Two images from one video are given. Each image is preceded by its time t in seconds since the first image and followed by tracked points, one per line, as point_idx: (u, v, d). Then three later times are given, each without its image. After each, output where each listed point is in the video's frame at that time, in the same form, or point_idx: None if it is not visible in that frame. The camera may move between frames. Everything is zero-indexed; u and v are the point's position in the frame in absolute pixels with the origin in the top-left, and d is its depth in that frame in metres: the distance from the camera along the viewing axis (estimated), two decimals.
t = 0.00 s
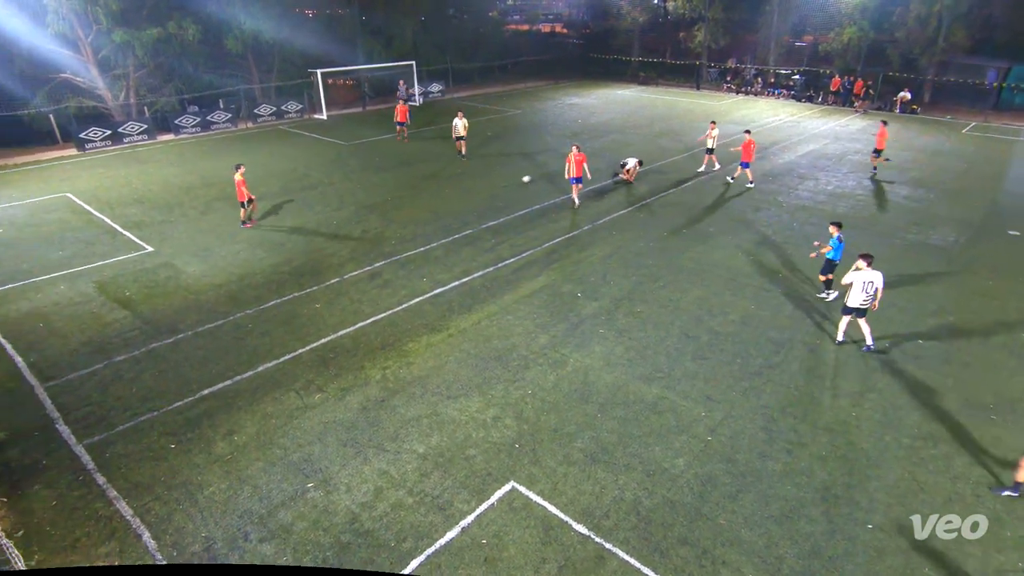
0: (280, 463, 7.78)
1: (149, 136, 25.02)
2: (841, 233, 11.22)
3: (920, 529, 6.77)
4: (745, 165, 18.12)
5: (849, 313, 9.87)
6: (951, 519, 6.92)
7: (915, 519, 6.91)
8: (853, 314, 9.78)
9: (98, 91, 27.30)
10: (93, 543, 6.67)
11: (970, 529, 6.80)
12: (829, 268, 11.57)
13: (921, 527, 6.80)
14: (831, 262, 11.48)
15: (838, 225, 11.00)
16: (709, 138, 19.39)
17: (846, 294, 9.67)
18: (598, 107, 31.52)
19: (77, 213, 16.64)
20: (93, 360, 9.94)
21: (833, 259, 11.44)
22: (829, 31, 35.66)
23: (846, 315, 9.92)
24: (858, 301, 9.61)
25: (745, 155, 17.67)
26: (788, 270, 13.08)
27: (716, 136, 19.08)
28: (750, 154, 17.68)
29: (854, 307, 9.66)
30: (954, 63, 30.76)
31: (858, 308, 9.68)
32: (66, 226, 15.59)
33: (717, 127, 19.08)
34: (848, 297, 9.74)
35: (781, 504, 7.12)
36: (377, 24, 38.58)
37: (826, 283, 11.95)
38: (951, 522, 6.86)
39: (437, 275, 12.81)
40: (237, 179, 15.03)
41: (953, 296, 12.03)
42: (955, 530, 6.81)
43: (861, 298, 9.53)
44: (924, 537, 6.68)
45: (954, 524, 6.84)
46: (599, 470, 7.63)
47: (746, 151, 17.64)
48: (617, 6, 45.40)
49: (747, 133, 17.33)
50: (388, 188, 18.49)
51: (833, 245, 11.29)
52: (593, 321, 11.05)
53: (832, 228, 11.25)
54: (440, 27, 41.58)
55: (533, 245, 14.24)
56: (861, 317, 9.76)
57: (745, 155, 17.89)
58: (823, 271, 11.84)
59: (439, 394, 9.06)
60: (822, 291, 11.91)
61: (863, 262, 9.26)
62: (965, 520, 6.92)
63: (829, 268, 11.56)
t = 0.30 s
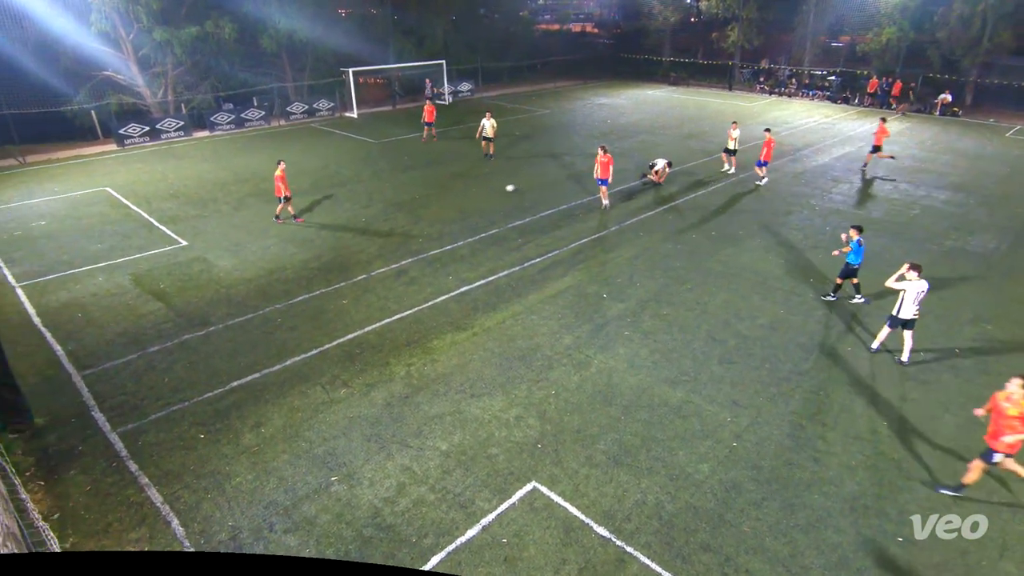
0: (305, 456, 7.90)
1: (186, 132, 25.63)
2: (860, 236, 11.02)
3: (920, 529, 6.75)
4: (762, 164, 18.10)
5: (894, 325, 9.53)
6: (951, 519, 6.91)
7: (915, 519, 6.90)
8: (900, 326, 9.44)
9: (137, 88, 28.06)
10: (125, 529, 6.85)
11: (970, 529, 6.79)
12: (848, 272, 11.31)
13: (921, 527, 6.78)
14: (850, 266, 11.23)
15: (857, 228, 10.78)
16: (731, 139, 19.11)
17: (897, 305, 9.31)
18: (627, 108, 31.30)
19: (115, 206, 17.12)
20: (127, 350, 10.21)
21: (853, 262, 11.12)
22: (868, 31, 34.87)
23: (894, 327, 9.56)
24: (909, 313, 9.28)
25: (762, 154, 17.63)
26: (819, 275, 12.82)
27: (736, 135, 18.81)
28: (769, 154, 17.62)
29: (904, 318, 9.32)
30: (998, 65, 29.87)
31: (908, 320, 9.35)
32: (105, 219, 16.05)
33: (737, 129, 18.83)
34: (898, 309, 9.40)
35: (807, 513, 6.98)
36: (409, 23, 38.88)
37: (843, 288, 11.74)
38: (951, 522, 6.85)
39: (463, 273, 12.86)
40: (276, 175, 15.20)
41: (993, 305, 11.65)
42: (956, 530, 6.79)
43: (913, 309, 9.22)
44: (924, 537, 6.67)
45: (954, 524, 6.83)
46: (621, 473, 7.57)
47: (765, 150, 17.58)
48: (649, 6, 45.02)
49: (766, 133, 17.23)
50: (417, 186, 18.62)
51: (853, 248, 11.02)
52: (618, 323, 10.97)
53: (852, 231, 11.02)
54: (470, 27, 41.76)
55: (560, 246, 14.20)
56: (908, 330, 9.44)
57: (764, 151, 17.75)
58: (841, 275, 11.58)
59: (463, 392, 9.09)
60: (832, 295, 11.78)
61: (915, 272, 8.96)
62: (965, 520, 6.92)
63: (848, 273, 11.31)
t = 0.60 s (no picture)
0: (330, 450, 8.00)
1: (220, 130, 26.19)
2: (881, 239, 10.68)
3: (920, 529, 6.75)
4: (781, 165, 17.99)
5: (935, 336, 9.22)
6: (951, 519, 6.90)
7: (915, 518, 6.89)
8: (943, 338, 9.16)
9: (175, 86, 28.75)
10: (155, 516, 7.02)
11: (970, 529, 6.78)
12: (866, 276, 11.10)
13: (921, 526, 6.78)
14: (868, 269, 11.00)
15: (878, 232, 10.48)
16: (749, 140, 18.77)
17: (943, 313, 9.01)
18: (657, 109, 31.01)
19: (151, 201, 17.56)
20: (161, 342, 10.47)
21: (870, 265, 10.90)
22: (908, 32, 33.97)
23: (933, 339, 9.23)
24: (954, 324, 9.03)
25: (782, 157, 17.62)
26: (852, 281, 12.53)
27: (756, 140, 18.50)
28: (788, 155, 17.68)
29: (948, 330, 9.06)
30: None
31: (953, 331, 9.08)
32: (141, 213, 16.48)
33: (757, 130, 18.56)
34: (941, 320, 9.11)
35: (834, 524, 6.84)
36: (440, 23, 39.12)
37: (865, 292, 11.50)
38: (951, 522, 6.84)
39: (488, 273, 12.87)
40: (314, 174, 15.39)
41: None
42: (955, 530, 6.78)
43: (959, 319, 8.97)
44: (924, 537, 6.66)
45: (954, 524, 6.82)
46: (644, 477, 7.50)
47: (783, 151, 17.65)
48: (681, 6, 44.54)
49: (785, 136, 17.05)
50: (444, 185, 18.71)
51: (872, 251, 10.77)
52: (643, 326, 10.87)
53: (872, 235, 10.69)
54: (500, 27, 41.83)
55: (586, 247, 14.12)
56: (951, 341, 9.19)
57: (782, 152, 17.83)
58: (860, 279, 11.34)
59: (486, 392, 9.10)
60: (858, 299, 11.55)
61: (962, 279, 8.76)
62: (965, 520, 6.91)
63: (867, 276, 11.09)
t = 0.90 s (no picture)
0: (354, 445, 8.09)
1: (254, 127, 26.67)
2: (901, 243, 10.68)
3: (920, 528, 6.78)
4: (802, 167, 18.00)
5: (973, 349, 8.93)
6: (951, 519, 6.90)
7: (915, 519, 6.92)
8: (979, 350, 8.87)
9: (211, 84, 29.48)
10: (184, 504, 7.20)
11: (970, 529, 6.78)
12: (887, 281, 10.99)
13: (920, 526, 6.81)
14: (889, 274, 10.91)
15: (897, 235, 10.49)
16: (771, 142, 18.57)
17: (979, 325, 8.75)
18: (687, 111, 30.66)
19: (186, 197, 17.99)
20: (193, 334, 10.71)
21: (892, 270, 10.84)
22: (950, 34, 33.07)
23: (969, 353, 8.95)
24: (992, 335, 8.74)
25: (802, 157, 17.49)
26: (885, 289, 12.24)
27: (777, 141, 18.32)
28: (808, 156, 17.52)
29: (986, 342, 8.76)
30: None
31: (991, 343, 8.78)
32: (176, 208, 16.88)
33: (779, 132, 18.26)
34: (978, 331, 8.83)
35: (862, 537, 6.69)
36: (470, 23, 39.29)
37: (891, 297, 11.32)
38: (952, 522, 6.84)
39: (514, 273, 12.89)
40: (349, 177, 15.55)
41: None
42: (956, 530, 6.78)
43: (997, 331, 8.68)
44: (923, 536, 6.70)
45: (954, 524, 6.82)
46: (667, 482, 7.43)
47: (806, 152, 17.37)
48: (714, 7, 44.01)
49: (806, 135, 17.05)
50: (472, 185, 18.79)
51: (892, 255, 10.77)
52: (669, 329, 10.77)
53: (892, 239, 10.72)
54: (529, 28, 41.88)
55: (612, 249, 14.04)
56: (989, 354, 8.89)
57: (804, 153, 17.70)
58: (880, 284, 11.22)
59: (510, 392, 9.12)
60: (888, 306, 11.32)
61: (994, 289, 8.50)
62: (966, 520, 6.90)
63: (887, 282, 10.99)
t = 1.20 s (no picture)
0: (373, 441, 8.16)
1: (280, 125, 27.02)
2: (915, 243, 10.68)
3: (920, 529, 6.74)
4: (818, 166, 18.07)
5: (1004, 359, 8.68)
6: (951, 519, 6.88)
7: (915, 519, 6.89)
8: (1008, 359, 8.63)
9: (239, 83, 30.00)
10: (206, 495, 7.32)
11: (970, 529, 6.76)
12: (900, 281, 10.99)
13: (921, 527, 6.77)
14: (902, 275, 10.92)
15: (910, 236, 10.49)
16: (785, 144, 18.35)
17: (1003, 333, 8.54)
18: (712, 111, 30.33)
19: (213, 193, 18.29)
20: (218, 329, 10.89)
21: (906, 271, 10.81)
22: (985, 34, 32.28)
23: (998, 362, 8.73)
24: (1017, 344, 8.49)
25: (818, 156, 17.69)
26: (913, 295, 11.98)
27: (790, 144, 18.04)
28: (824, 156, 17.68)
29: (1012, 351, 8.52)
30: None
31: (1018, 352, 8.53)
32: (203, 205, 17.18)
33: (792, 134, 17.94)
34: (1002, 339, 8.61)
35: (886, 547, 6.56)
36: (494, 23, 39.38)
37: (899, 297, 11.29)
38: (952, 522, 6.83)
39: (535, 273, 12.88)
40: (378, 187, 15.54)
41: None
42: (956, 530, 6.77)
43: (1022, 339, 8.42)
44: (924, 537, 6.66)
45: (954, 524, 6.80)
46: (686, 486, 7.36)
47: (821, 152, 17.60)
48: (740, 7, 43.50)
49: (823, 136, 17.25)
50: (494, 185, 18.83)
51: (905, 256, 10.75)
52: (690, 332, 10.67)
53: (906, 239, 10.70)
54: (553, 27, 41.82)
55: (634, 250, 13.96)
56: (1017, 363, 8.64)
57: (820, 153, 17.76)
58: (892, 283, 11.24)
59: (529, 392, 9.11)
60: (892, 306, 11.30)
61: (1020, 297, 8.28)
62: (965, 520, 6.89)
63: (900, 282, 10.98)
